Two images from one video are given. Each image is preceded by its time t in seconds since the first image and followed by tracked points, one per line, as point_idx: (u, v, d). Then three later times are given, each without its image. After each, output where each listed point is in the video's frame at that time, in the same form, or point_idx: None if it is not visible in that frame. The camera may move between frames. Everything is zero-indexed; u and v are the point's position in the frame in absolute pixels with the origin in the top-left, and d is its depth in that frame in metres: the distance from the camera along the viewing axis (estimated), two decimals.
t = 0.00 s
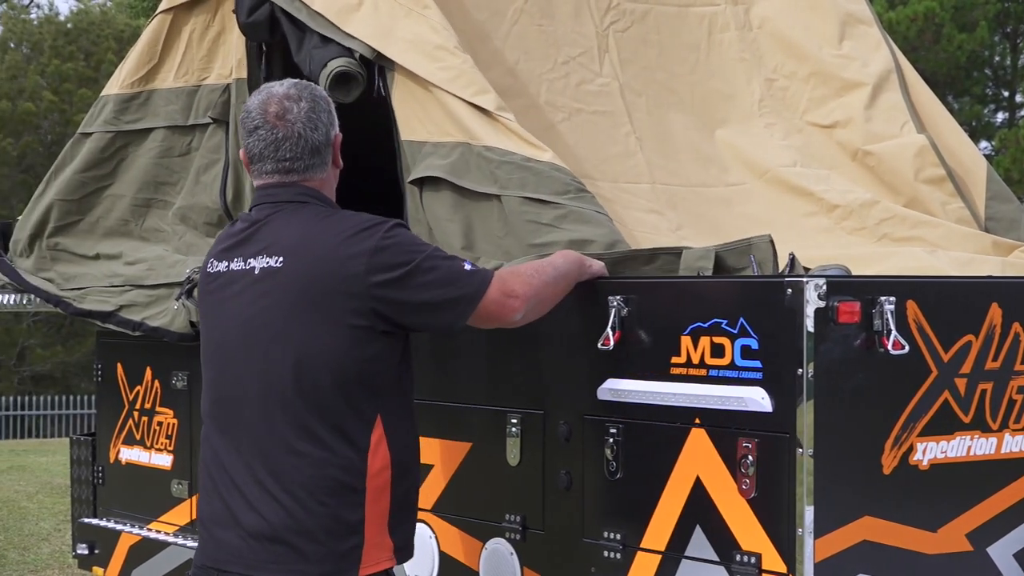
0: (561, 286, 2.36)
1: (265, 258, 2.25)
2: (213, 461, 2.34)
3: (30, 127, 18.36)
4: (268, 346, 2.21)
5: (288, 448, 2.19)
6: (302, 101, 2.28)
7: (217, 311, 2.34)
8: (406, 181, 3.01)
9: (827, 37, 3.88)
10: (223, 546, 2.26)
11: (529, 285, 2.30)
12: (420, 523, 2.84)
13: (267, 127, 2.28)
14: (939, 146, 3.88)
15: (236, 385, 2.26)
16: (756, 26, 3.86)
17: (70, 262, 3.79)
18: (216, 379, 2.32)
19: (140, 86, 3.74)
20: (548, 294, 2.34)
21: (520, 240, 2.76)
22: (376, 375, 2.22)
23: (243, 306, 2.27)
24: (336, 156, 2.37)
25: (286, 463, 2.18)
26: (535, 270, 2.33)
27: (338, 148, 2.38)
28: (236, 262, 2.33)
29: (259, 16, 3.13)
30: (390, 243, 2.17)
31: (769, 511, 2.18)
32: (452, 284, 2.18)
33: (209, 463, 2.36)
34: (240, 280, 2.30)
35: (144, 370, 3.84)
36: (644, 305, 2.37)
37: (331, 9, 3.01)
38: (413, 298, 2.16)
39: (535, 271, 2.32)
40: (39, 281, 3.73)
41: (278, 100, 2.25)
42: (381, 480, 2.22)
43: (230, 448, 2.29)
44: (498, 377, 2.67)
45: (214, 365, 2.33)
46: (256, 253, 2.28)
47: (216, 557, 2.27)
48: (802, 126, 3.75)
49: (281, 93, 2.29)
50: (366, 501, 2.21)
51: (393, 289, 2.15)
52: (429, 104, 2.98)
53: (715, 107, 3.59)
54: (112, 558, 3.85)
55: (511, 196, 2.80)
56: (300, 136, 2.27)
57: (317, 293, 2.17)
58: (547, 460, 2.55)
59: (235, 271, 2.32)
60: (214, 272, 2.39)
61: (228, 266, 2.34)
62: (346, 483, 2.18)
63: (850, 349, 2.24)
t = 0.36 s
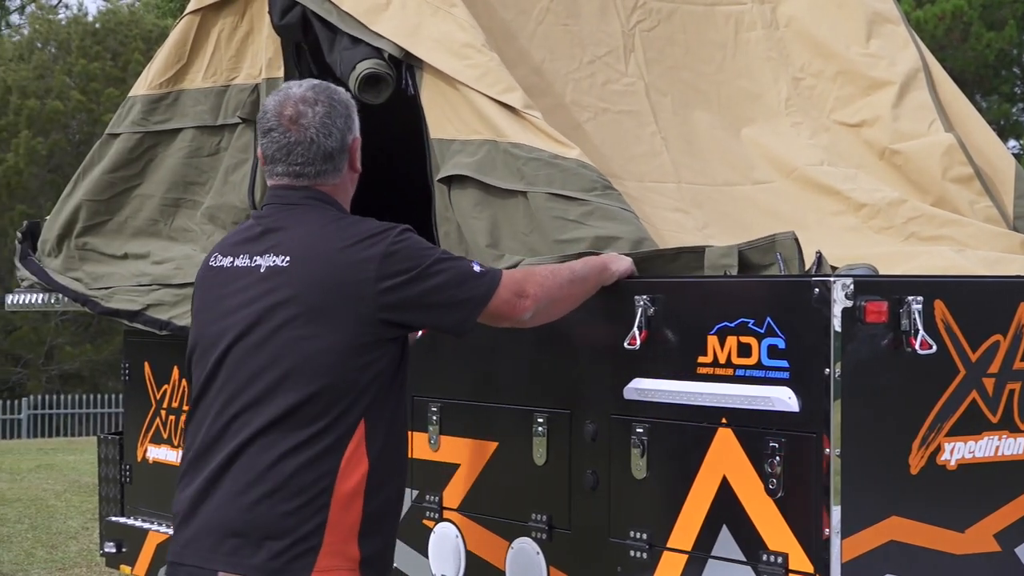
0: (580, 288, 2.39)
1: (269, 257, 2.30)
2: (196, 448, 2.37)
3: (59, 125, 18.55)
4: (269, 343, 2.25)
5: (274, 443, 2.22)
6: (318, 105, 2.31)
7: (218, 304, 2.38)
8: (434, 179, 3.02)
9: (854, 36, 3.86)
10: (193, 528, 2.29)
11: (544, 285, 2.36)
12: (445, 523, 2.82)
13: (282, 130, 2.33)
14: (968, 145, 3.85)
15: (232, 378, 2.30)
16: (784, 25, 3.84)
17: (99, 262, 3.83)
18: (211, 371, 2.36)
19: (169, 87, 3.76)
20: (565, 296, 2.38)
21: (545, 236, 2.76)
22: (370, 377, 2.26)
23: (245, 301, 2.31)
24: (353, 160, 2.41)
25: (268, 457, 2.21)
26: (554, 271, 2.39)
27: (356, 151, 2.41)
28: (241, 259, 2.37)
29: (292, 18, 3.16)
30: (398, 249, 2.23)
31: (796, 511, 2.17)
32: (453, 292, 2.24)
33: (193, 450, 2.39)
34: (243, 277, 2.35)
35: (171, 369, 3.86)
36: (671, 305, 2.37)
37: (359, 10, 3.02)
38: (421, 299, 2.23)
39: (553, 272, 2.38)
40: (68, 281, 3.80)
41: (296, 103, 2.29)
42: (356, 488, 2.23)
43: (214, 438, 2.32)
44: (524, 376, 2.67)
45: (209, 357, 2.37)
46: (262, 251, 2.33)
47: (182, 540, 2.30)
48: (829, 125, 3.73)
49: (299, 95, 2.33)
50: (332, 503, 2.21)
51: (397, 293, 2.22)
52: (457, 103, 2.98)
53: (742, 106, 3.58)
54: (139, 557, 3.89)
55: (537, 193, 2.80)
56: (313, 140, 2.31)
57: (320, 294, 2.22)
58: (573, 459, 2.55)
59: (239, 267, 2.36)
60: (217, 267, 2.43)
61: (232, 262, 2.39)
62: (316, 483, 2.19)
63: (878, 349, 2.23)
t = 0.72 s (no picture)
0: (587, 283, 2.36)
1: (263, 256, 2.23)
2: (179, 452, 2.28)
3: (87, 124, 18.74)
4: (267, 345, 2.18)
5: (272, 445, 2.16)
6: (306, 107, 2.27)
7: (202, 305, 2.29)
8: (461, 178, 3.04)
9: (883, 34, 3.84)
10: (182, 534, 2.20)
11: (542, 286, 2.32)
12: (472, 522, 2.83)
13: (269, 131, 2.28)
14: (997, 144, 3.83)
15: (224, 381, 2.22)
16: (812, 23, 3.82)
17: (126, 261, 3.85)
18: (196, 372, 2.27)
19: (196, 86, 3.78)
20: (568, 293, 2.36)
21: (572, 235, 2.76)
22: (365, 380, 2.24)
23: (240, 301, 2.22)
24: (339, 164, 2.36)
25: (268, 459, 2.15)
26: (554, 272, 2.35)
27: (342, 156, 2.36)
28: (231, 257, 2.28)
29: (316, 17, 3.17)
30: (399, 251, 2.20)
31: (823, 511, 2.16)
32: (453, 294, 2.22)
33: (175, 454, 2.30)
34: (231, 277, 2.27)
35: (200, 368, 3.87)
36: (698, 304, 2.37)
37: (387, 8, 3.02)
38: (423, 304, 2.19)
39: (552, 274, 2.34)
40: (95, 281, 3.80)
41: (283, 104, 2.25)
42: (357, 481, 2.24)
43: (203, 441, 2.24)
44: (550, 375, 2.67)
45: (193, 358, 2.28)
46: (258, 249, 2.25)
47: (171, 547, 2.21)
48: (857, 124, 3.70)
49: (288, 97, 2.29)
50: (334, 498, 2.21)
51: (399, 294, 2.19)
52: (483, 101, 2.99)
53: (769, 105, 3.57)
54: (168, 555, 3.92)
55: (563, 192, 2.80)
56: (299, 143, 2.27)
57: (320, 296, 2.18)
58: (600, 458, 2.55)
59: (231, 265, 2.27)
60: (201, 264, 2.32)
61: (221, 260, 2.29)
62: (319, 483, 2.17)
63: (906, 349, 2.22)
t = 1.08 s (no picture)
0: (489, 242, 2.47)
1: (255, 272, 2.27)
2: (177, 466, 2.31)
3: (120, 122, 18.93)
4: (265, 361, 2.22)
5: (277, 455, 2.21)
6: (263, 125, 2.30)
7: (194, 322, 2.31)
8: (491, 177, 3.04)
9: (915, 32, 3.82)
10: (190, 546, 2.24)
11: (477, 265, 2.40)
12: (503, 520, 2.83)
13: (229, 149, 2.33)
14: None
15: (222, 397, 2.24)
16: (844, 21, 3.80)
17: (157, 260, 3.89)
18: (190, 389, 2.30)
19: (228, 85, 3.82)
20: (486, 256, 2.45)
21: (602, 233, 2.77)
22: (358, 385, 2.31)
23: (234, 318, 2.26)
24: (302, 175, 2.40)
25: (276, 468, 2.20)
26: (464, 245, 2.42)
27: (304, 165, 2.40)
28: (221, 274, 2.31)
29: (348, 16, 3.19)
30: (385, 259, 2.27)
31: (855, 510, 2.16)
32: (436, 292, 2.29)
33: (172, 469, 2.32)
34: (222, 294, 2.29)
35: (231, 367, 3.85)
36: (730, 302, 2.36)
37: (418, 8, 3.03)
38: (409, 312, 2.26)
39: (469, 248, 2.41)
40: (127, 279, 3.84)
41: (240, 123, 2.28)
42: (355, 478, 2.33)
43: (202, 455, 2.27)
44: (578, 374, 2.66)
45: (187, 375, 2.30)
46: (249, 267, 2.28)
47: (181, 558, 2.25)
48: (889, 122, 3.68)
49: (246, 114, 2.32)
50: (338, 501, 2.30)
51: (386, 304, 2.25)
52: (513, 100, 2.99)
53: (801, 102, 3.55)
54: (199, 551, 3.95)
55: (594, 190, 2.81)
56: (258, 160, 2.31)
57: (314, 309, 2.23)
58: (630, 457, 2.55)
59: (222, 283, 2.30)
60: (189, 283, 2.34)
61: (211, 278, 2.31)
62: (323, 484, 2.26)
63: (938, 348, 2.20)
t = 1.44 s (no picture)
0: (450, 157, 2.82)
1: (281, 257, 2.48)
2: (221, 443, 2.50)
3: (149, 120, 19.09)
4: (303, 336, 2.44)
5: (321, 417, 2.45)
6: (269, 122, 2.52)
7: (229, 309, 2.50)
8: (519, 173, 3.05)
9: (945, 29, 3.80)
10: (248, 514, 2.44)
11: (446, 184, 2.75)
12: (531, 517, 2.84)
13: (239, 146, 2.55)
14: None
15: (261, 375, 2.46)
16: (873, 17, 3.79)
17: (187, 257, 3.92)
18: (226, 370, 2.50)
19: (256, 83, 3.85)
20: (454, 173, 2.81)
21: (631, 230, 2.77)
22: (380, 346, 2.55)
23: (269, 301, 2.47)
24: (308, 165, 2.63)
25: (321, 430, 2.45)
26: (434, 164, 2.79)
27: (310, 157, 2.62)
28: (249, 263, 2.50)
29: (377, 12, 3.16)
30: (391, 222, 2.52)
31: (885, 507, 2.15)
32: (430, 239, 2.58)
33: (213, 447, 2.52)
34: (253, 279, 2.49)
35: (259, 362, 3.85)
36: (759, 300, 2.35)
37: (446, 5, 3.03)
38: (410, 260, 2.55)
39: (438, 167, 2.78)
40: (158, 276, 3.88)
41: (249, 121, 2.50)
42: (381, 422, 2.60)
43: (244, 432, 2.47)
44: (606, 371, 2.66)
45: (225, 356, 2.51)
46: (276, 254, 2.48)
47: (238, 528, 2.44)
48: (919, 118, 3.66)
49: (254, 112, 2.54)
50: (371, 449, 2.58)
51: (396, 265, 2.52)
52: (542, 96, 3.00)
53: (830, 99, 3.54)
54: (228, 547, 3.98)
55: (622, 187, 2.80)
56: (265, 156, 2.52)
57: (341, 284, 2.46)
58: (658, 455, 2.55)
59: (251, 271, 2.49)
60: (219, 274, 2.53)
61: (240, 268, 2.51)
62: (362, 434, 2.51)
63: (967, 345, 2.18)
